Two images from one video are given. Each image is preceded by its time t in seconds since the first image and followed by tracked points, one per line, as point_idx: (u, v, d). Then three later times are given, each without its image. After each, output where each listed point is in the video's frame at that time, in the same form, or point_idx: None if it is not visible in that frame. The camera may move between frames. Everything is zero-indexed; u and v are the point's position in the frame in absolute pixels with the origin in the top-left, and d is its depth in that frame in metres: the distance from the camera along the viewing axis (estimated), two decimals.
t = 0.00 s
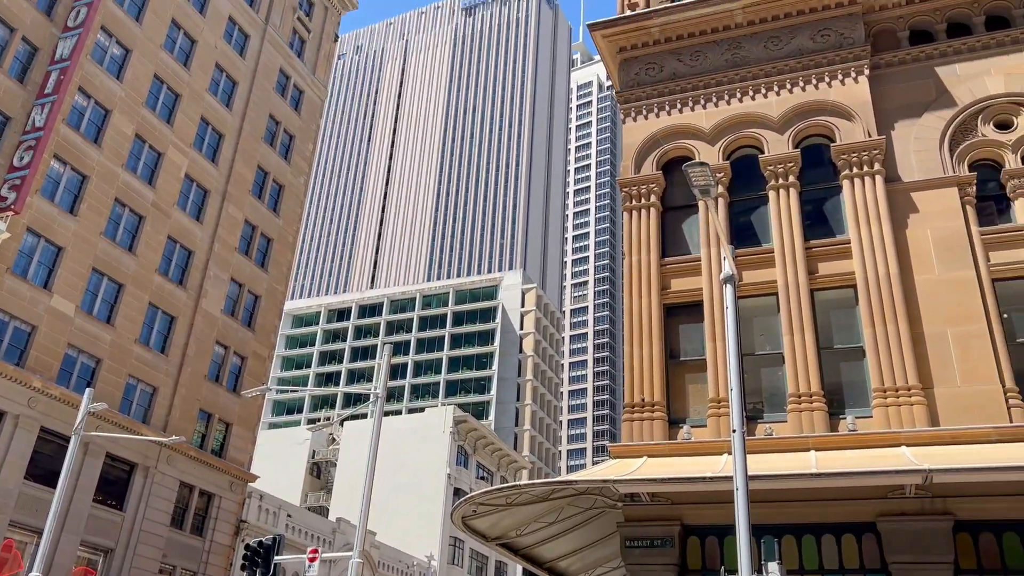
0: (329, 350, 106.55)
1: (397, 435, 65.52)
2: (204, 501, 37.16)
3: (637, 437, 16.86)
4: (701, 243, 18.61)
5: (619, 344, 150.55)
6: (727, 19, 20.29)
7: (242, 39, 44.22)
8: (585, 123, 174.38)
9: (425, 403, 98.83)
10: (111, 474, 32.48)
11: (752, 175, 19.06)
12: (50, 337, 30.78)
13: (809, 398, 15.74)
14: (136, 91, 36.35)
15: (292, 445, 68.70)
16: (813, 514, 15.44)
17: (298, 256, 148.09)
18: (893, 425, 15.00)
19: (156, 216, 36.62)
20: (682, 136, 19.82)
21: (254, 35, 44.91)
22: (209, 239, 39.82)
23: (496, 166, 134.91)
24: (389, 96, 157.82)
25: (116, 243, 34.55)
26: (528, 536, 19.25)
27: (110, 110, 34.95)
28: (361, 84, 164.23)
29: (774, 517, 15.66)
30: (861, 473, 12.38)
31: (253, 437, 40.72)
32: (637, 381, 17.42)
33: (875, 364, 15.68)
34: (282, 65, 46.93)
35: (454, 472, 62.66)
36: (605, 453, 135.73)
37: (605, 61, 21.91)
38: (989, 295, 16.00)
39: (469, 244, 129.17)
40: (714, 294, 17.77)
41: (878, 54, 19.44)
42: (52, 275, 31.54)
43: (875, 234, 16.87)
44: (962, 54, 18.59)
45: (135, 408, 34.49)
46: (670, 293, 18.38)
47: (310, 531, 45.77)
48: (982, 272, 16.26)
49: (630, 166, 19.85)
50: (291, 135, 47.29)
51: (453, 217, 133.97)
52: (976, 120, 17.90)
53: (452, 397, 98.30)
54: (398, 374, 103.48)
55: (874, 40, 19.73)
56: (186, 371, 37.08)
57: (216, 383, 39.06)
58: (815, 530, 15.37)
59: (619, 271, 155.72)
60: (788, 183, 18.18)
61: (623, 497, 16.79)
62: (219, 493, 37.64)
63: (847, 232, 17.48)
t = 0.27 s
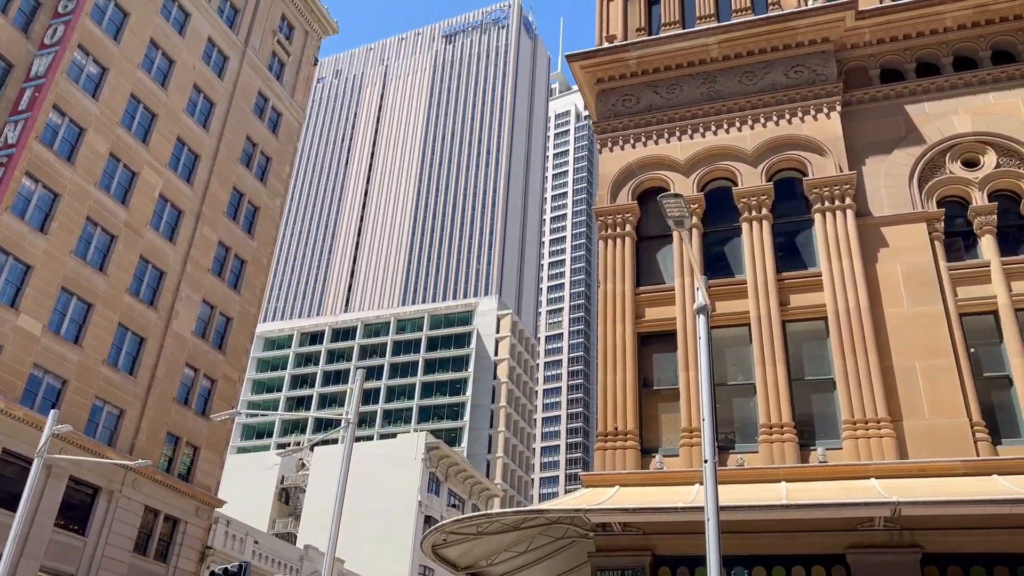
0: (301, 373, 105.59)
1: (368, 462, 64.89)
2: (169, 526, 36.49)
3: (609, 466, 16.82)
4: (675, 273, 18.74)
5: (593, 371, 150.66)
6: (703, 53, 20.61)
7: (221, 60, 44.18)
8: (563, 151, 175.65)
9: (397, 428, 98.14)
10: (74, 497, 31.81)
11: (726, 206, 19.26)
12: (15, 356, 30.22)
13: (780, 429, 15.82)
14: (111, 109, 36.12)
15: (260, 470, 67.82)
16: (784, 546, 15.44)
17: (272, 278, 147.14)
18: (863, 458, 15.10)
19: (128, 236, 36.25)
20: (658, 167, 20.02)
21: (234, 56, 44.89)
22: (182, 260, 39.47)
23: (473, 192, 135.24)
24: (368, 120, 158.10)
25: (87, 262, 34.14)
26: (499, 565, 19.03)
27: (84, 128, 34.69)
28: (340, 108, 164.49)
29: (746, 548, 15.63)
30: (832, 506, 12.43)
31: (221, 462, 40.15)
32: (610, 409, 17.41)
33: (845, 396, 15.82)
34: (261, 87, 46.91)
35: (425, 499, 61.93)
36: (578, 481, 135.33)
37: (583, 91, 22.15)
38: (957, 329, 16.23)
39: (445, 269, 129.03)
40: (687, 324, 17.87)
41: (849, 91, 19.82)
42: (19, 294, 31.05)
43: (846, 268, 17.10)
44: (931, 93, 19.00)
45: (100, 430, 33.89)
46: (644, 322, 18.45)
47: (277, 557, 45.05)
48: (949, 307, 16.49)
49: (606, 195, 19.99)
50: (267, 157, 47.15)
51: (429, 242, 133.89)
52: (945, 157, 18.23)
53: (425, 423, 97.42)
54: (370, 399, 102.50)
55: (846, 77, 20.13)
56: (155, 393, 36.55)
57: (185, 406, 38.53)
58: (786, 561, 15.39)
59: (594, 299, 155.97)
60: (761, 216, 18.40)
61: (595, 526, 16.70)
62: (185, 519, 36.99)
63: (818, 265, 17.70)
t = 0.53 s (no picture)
0: (271, 396, 104.49)
1: (338, 487, 64.24)
2: (132, 551, 35.78)
3: (582, 494, 16.76)
4: (650, 301, 18.84)
5: (567, 398, 150.56)
6: (680, 85, 20.89)
7: (199, 80, 44.06)
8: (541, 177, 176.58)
9: (368, 453, 97.17)
10: (36, 520, 31.12)
11: (701, 237, 19.43)
12: None
13: (752, 459, 15.85)
14: (86, 127, 35.84)
15: (228, 494, 67.31)
16: None
17: (246, 300, 146.00)
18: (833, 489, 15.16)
19: (99, 255, 35.84)
20: (633, 196, 20.18)
21: (213, 77, 44.80)
22: (154, 279, 39.06)
23: (450, 216, 135.35)
24: (346, 142, 158.16)
25: (56, 280, 33.68)
26: None
27: (58, 145, 34.39)
28: (319, 130, 164.49)
29: None
30: (802, 537, 12.46)
31: (188, 485, 39.54)
32: (584, 438, 17.39)
33: (816, 427, 15.91)
34: (239, 108, 46.81)
35: (395, 527, 61.32)
36: (550, 508, 134.72)
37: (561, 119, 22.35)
38: (925, 362, 16.42)
39: (421, 293, 128.68)
40: (661, 353, 17.93)
41: (822, 125, 20.16)
42: None
43: (818, 300, 17.28)
44: (902, 129, 19.37)
45: (64, 451, 33.25)
46: (618, 350, 18.50)
47: None
48: (919, 340, 16.70)
49: (582, 223, 20.11)
50: (244, 178, 46.96)
51: (405, 266, 133.59)
52: (914, 193, 18.55)
53: (397, 448, 96.41)
54: (342, 423, 101.61)
55: (819, 111, 20.48)
56: (122, 414, 35.98)
57: (152, 428, 37.93)
58: None
59: (570, 325, 156.07)
60: (735, 247, 18.58)
61: (567, 556, 16.60)
62: (149, 543, 36.34)
63: (791, 296, 17.88)
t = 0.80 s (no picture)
0: (241, 418, 103.27)
1: (307, 511, 63.50)
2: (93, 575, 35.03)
3: (554, 521, 16.67)
4: (624, 328, 18.90)
5: (541, 424, 150.18)
6: (657, 115, 21.13)
7: (177, 98, 43.87)
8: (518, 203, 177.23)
9: (338, 477, 96.38)
10: None
11: (676, 265, 19.58)
12: None
13: (723, 488, 15.87)
14: (60, 142, 35.50)
15: (193, 518, 66.32)
16: None
17: (218, 320, 144.57)
18: (803, 519, 15.21)
19: (69, 271, 35.36)
20: (610, 223, 20.31)
21: (191, 95, 44.63)
22: (124, 297, 38.57)
23: (427, 240, 135.26)
24: (324, 163, 157.93)
25: (24, 296, 33.15)
26: None
27: (31, 160, 34.02)
28: (296, 150, 164.19)
29: None
30: (772, 568, 12.47)
31: (154, 507, 38.88)
32: (557, 464, 17.33)
33: (788, 457, 15.99)
34: (216, 127, 46.62)
35: (364, 552, 60.56)
36: (522, 535, 133.87)
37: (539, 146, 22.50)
38: (895, 394, 16.59)
39: (395, 316, 128.14)
40: (635, 380, 17.96)
41: (796, 157, 20.47)
42: None
43: (790, 330, 17.43)
44: (873, 163, 19.71)
45: (26, 471, 32.58)
46: (592, 376, 18.51)
47: None
48: (888, 372, 16.87)
49: (558, 249, 20.19)
50: (219, 197, 46.69)
51: (380, 288, 133.10)
52: (885, 226, 18.84)
53: (368, 473, 95.47)
54: (312, 447, 99.93)
55: (793, 144, 20.79)
56: (88, 434, 35.35)
57: (118, 448, 37.27)
58: None
59: (544, 350, 155.98)
60: (709, 275, 18.72)
61: None
62: (111, 567, 35.61)
63: (764, 325, 18.03)
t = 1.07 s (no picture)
0: (210, 438, 101.79)
1: (275, 534, 62.57)
2: None
3: (524, 548, 16.55)
4: (598, 354, 18.93)
5: (513, 449, 149.50)
6: (634, 143, 21.35)
7: (154, 114, 43.62)
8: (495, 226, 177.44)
9: (307, 500, 95.42)
10: None
11: (650, 292, 19.69)
12: None
13: (694, 516, 15.87)
14: (34, 156, 35.13)
15: (158, 539, 64.58)
16: None
17: (189, 338, 142.89)
18: (773, 549, 15.23)
19: (38, 286, 34.86)
20: (585, 249, 20.41)
21: (168, 111, 44.39)
22: (93, 313, 38.02)
23: (402, 261, 134.90)
24: (301, 183, 157.42)
25: None
26: None
27: (3, 173, 33.61)
28: (273, 169, 163.62)
29: None
30: None
31: (117, 528, 38.12)
32: (528, 489, 17.24)
33: (759, 485, 16.03)
34: (192, 144, 46.37)
35: None
36: (492, 561, 132.75)
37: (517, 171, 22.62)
38: (864, 423, 16.73)
39: (369, 338, 127.36)
40: (608, 406, 17.94)
41: (770, 188, 20.73)
42: None
43: (762, 359, 17.55)
44: (845, 196, 20.02)
45: None
46: (566, 402, 18.48)
47: None
48: (858, 402, 17.03)
49: (534, 274, 20.23)
50: (194, 214, 46.33)
51: (354, 309, 132.36)
52: (856, 257, 19.08)
53: (337, 496, 94.35)
54: (281, 468, 99.32)
55: (767, 175, 21.07)
56: (51, 452, 34.67)
57: (82, 467, 36.56)
58: None
59: (518, 374, 155.50)
60: (683, 303, 18.83)
61: None
62: None
63: (736, 354, 18.14)
